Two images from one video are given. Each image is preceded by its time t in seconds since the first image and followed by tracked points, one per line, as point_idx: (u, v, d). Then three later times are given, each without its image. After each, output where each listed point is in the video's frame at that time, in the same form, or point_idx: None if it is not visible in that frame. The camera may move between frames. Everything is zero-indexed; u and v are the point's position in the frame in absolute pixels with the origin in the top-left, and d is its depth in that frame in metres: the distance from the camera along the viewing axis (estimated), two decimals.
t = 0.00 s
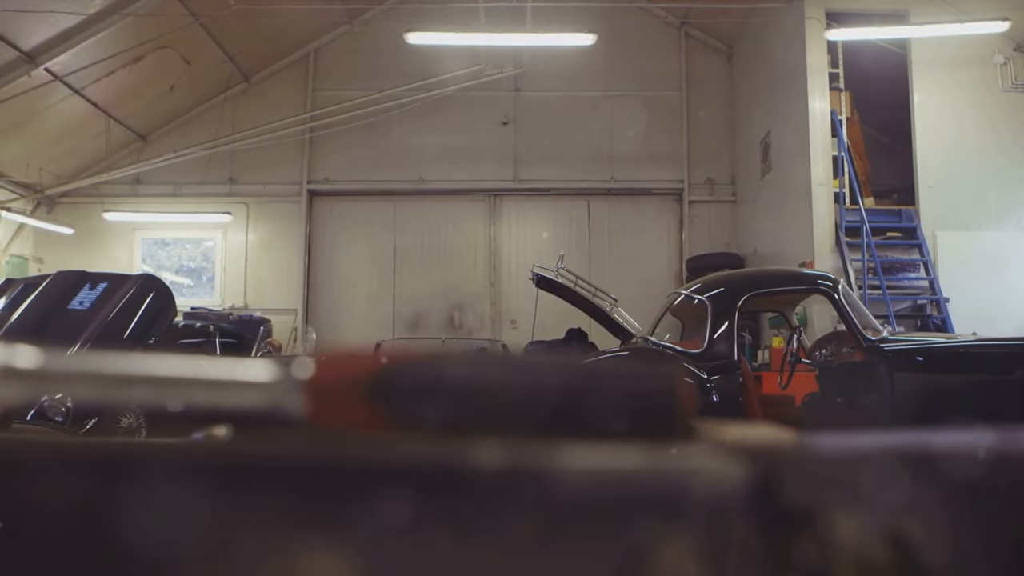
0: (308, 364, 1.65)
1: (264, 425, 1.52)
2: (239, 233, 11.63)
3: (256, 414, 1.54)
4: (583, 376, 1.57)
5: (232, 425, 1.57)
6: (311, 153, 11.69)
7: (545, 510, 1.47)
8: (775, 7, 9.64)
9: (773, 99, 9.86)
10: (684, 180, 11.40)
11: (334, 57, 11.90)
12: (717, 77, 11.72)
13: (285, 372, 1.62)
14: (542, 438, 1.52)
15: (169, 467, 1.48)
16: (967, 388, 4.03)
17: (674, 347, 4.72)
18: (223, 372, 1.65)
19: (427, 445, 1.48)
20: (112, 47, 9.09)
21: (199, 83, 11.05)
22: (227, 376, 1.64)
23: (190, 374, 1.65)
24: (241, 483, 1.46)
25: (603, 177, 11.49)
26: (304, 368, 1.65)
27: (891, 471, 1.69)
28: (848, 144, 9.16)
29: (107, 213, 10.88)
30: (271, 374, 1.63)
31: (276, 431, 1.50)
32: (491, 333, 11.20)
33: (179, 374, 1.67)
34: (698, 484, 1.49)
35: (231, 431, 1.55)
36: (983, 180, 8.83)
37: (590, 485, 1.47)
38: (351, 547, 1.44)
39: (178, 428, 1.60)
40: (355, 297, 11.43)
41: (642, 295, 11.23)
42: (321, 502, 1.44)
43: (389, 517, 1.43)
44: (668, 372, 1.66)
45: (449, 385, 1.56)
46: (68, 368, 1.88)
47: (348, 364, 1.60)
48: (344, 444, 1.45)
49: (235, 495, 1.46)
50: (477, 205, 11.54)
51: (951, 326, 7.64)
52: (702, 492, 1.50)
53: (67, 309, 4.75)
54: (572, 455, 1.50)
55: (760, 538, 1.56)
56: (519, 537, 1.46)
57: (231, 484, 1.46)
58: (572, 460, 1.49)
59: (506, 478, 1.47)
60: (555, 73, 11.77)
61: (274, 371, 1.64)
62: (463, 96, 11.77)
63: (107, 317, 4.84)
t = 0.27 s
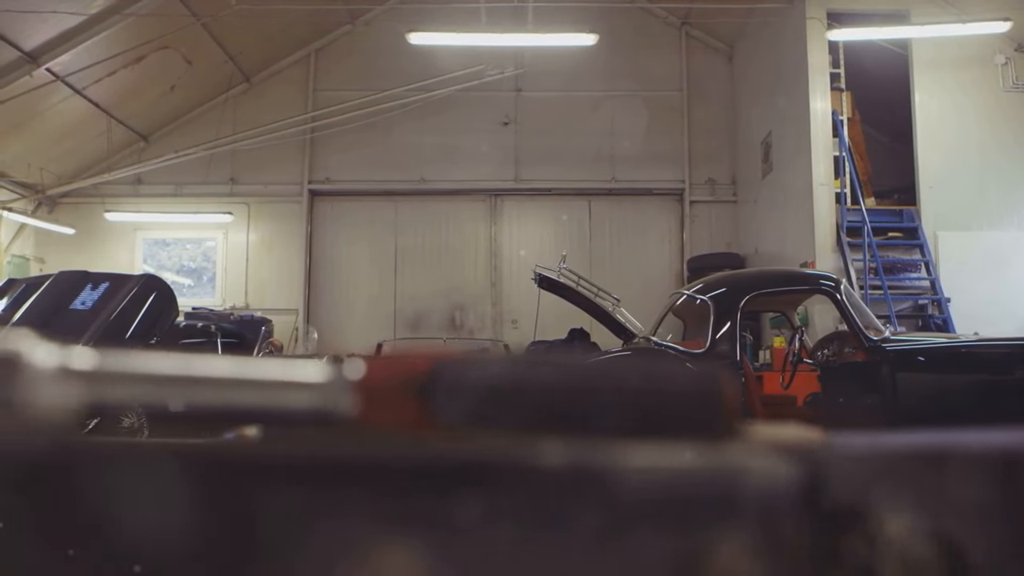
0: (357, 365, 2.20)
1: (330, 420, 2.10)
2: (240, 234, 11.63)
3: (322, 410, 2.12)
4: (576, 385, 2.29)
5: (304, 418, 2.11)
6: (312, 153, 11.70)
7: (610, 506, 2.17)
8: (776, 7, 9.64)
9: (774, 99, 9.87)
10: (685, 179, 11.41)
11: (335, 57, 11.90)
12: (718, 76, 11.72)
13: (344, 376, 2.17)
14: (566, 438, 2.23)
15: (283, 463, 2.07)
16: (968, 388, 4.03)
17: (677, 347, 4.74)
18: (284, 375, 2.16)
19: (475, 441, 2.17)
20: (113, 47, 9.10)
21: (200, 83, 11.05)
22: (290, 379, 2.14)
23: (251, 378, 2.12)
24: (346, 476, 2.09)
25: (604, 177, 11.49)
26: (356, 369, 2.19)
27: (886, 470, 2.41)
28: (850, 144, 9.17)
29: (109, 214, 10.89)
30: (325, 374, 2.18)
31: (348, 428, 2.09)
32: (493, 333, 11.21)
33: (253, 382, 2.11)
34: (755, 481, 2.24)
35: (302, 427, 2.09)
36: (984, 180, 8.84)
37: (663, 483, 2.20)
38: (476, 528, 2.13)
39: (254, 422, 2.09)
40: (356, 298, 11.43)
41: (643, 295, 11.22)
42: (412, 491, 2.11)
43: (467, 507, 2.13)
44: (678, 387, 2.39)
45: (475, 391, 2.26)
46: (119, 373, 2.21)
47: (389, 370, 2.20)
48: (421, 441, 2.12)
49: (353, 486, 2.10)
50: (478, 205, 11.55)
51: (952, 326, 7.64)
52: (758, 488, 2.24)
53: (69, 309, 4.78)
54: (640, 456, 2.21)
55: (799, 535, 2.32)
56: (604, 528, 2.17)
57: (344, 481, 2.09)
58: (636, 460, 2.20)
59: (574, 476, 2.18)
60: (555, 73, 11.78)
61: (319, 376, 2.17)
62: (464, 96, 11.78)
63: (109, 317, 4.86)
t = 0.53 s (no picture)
0: (413, 367, 2.03)
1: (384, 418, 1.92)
2: (241, 234, 11.64)
3: (379, 412, 1.92)
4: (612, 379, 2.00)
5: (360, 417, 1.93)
6: (313, 153, 11.71)
7: (678, 506, 1.96)
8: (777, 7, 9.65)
9: (775, 99, 9.88)
10: (686, 180, 11.42)
11: (336, 57, 11.91)
12: (719, 77, 11.73)
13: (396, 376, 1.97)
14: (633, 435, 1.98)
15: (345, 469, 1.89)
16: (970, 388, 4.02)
17: (680, 347, 4.74)
18: (344, 376, 1.95)
19: (550, 442, 1.95)
20: (114, 48, 9.10)
21: (202, 83, 11.05)
22: (347, 380, 1.94)
23: (312, 379, 1.91)
24: (400, 478, 1.90)
25: (605, 177, 11.51)
26: (408, 369, 2.00)
27: (930, 471, 2.22)
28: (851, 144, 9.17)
29: (110, 214, 10.89)
30: (383, 375, 1.98)
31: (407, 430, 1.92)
32: (494, 333, 11.22)
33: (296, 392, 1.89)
34: (813, 481, 2.00)
35: (331, 421, 1.91)
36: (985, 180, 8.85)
37: (728, 482, 1.98)
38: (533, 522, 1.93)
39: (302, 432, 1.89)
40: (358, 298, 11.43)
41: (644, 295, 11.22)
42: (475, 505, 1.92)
43: (544, 512, 1.94)
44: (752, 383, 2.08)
45: (552, 387, 2.00)
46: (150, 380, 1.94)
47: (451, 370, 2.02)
48: (484, 445, 1.91)
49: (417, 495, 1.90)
50: (480, 205, 11.55)
51: (954, 326, 7.65)
52: (818, 489, 2.01)
53: (71, 309, 4.79)
54: (704, 455, 1.98)
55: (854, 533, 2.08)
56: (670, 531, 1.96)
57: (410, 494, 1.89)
58: (707, 461, 1.97)
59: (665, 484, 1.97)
60: (556, 73, 11.79)
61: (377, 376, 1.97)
62: (465, 96, 11.79)
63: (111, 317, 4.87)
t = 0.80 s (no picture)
0: (467, 369, 2.77)
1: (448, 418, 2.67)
2: (242, 234, 11.64)
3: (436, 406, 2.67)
4: (669, 388, 2.80)
5: (411, 415, 2.68)
6: (314, 153, 11.70)
7: (742, 503, 2.67)
8: (779, 7, 9.65)
9: (777, 99, 9.88)
10: (687, 179, 11.42)
11: (338, 57, 11.91)
12: (720, 77, 11.73)
13: (452, 379, 2.74)
14: (638, 429, 2.77)
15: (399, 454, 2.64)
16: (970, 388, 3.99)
17: (682, 347, 4.75)
18: (397, 377, 2.72)
19: (571, 438, 2.71)
20: (116, 48, 9.11)
21: (203, 83, 11.05)
22: (401, 381, 2.71)
23: (359, 381, 2.66)
24: (429, 474, 2.64)
25: (607, 177, 11.50)
26: (465, 373, 2.76)
27: (968, 471, 2.93)
28: (852, 144, 9.18)
29: (112, 214, 10.90)
30: (440, 377, 2.75)
31: (449, 424, 2.65)
32: (495, 333, 11.22)
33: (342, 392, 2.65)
34: (860, 477, 2.71)
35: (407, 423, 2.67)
36: (986, 180, 8.85)
37: (779, 481, 2.68)
38: (607, 511, 2.65)
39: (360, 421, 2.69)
40: (359, 298, 11.42)
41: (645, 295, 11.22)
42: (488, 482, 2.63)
43: (617, 510, 2.66)
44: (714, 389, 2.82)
45: (585, 389, 2.79)
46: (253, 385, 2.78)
47: (488, 376, 2.75)
48: (513, 440, 2.66)
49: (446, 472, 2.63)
50: (481, 205, 11.54)
51: (955, 326, 7.65)
52: (868, 484, 2.71)
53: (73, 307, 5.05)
54: (763, 457, 2.70)
55: (789, 507, 2.69)
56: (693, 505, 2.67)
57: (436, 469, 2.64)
58: (758, 461, 2.69)
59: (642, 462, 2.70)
60: (557, 74, 11.78)
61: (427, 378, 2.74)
62: (466, 96, 11.78)
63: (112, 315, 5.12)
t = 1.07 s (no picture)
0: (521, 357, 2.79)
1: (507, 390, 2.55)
2: (244, 234, 11.65)
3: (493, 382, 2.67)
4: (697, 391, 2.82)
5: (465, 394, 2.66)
6: (316, 153, 11.71)
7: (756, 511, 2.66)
8: (780, 7, 9.65)
9: (778, 99, 9.88)
10: (688, 179, 11.43)
11: (339, 57, 11.91)
12: (721, 77, 11.74)
13: (495, 376, 1.94)
14: (765, 435, 1.89)
15: (411, 456, 1.87)
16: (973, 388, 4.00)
17: (684, 347, 4.74)
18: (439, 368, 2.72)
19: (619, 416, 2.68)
20: (117, 48, 9.12)
21: (204, 83, 11.05)
22: (442, 380, 1.89)
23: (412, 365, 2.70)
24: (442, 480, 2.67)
25: (608, 177, 11.51)
26: (508, 371, 1.96)
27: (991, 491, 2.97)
28: (853, 144, 9.18)
29: (113, 214, 10.90)
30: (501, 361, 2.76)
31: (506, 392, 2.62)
32: (496, 333, 11.22)
33: (317, 380, 1.94)
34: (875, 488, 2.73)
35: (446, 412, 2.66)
36: (987, 180, 8.85)
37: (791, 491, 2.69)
38: (664, 517, 1.84)
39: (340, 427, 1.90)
40: (360, 298, 11.42)
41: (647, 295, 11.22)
42: (499, 489, 1.83)
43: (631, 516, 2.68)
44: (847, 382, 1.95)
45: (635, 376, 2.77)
46: (224, 367, 1.98)
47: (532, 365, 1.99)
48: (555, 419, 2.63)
49: (477, 486, 1.83)
50: (482, 205, 11.54)
51: (956, 325, 7.66)
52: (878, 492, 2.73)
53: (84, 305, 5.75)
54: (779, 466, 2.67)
55: (953, 529, 1.95)
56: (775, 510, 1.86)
57: (473, 479, 1.84)
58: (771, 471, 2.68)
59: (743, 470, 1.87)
60: (559, 74, 11.79)
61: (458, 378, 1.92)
62: (467, 96, 11.79)
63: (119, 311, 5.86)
